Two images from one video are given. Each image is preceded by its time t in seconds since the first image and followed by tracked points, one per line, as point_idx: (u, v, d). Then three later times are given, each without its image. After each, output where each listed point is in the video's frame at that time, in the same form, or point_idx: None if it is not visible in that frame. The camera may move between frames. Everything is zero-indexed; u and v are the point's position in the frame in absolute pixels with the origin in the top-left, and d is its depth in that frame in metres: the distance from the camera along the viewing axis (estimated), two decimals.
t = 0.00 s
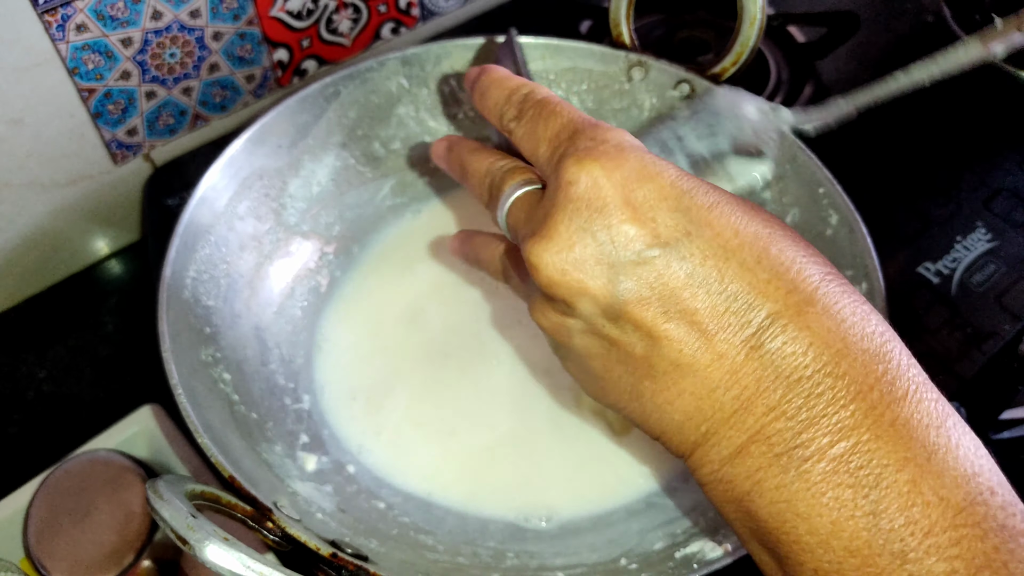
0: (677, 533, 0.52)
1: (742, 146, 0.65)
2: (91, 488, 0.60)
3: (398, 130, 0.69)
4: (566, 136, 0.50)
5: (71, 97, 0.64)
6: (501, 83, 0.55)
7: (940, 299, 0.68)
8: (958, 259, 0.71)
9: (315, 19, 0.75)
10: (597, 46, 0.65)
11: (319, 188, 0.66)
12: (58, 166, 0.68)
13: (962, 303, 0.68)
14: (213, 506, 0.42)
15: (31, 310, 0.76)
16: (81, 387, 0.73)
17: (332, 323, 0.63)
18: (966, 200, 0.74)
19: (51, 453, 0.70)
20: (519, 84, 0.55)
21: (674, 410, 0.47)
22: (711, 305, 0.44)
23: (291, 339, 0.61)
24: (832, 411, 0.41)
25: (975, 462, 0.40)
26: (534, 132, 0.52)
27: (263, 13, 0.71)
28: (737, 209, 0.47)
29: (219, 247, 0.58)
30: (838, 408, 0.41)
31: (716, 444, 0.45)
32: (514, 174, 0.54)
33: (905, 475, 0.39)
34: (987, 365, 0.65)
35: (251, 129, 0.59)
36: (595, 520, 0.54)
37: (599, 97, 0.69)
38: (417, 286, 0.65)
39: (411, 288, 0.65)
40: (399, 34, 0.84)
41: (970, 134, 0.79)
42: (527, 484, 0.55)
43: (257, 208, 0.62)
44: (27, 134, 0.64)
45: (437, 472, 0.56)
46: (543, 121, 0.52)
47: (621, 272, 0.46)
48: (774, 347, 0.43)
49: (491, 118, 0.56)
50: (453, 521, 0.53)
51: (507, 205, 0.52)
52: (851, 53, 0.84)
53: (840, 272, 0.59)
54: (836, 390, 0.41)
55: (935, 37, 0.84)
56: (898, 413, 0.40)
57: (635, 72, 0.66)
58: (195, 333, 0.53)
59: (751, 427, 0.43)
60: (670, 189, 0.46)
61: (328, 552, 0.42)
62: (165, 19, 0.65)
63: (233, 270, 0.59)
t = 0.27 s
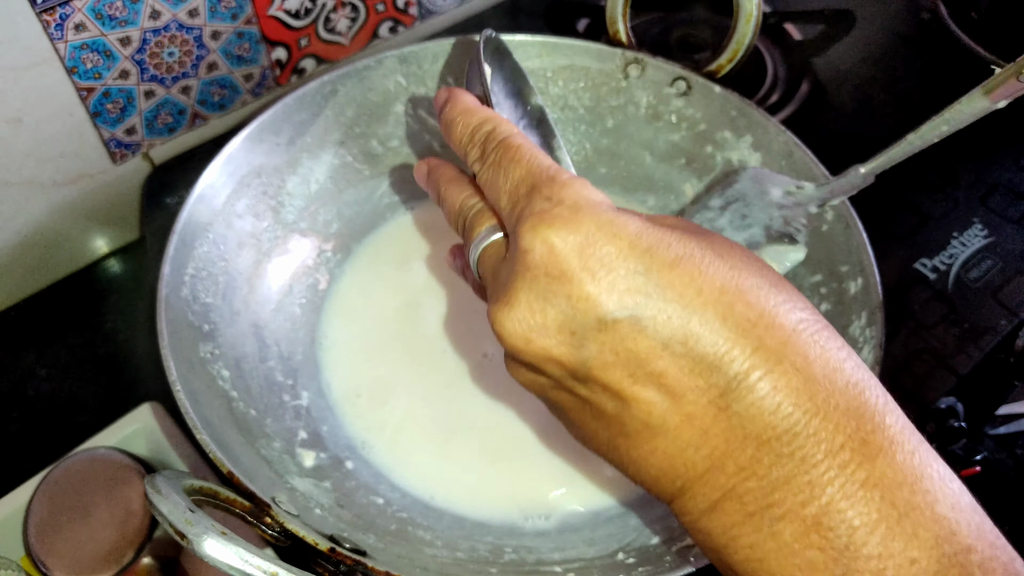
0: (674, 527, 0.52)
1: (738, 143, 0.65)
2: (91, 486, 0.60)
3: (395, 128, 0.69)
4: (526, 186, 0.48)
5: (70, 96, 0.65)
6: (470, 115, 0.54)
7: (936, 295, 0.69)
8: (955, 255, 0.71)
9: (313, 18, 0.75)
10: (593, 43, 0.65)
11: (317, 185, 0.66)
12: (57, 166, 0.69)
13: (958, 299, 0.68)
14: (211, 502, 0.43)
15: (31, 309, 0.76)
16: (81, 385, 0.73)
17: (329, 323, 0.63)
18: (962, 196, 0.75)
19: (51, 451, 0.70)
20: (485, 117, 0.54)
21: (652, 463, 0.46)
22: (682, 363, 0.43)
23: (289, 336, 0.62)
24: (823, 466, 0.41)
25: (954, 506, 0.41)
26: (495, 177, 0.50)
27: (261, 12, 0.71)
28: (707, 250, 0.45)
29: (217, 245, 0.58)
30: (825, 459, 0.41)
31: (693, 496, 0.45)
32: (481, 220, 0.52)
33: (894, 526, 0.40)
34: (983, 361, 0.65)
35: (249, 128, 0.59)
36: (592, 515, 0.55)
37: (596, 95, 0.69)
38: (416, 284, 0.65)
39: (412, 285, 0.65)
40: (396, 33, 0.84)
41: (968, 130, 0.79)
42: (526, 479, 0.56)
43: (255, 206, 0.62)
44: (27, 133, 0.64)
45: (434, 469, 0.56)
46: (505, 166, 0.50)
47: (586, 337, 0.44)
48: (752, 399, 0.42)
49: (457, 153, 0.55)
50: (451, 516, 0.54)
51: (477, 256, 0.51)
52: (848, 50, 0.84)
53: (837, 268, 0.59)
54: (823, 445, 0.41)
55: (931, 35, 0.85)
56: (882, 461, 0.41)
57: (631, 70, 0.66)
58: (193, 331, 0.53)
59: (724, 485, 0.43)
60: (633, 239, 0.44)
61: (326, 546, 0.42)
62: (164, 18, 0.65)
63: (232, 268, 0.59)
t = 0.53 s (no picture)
0: (673, 524, 0.52)
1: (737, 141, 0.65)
2: (91, 484, 0.60)
3: (395, 126, 0.69)
4: (575, 207, 0.46)
5: (69, 95, 0.65)
6: (517, 134, 0.52)
7: (936, 292, 0.69)
8: (955, 252, 0.71)
9: (312, 16, 0.75)
10: (589, 41, 0.66)
11: (316, 183, 0.67)
12: (57, 164, 0.69)
13: (958, 296, 0.68)
14: (211, 498, 0.43)
15: (31, 308, 0.76)
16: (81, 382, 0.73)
17: (329, 319, 0.63)
18: (961, 193, 0.75)
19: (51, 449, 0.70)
20: (534, 137, 0.52)
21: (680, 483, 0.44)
22: (724, 387, 0.42)
23: (288, 334, 0.62)
24: (863, 496, 0.40)
25: (990, 539, 0.41)
26: (545, 196, 0.47)
27: (260, 11, 0.71)
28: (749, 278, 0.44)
29: (216, 243, 0.58)
30: (863, 490, 0.40)
31: (728, 520, 0.44)
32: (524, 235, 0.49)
33: (932, 558, 0.39)
34: (983, 357, 0.65)
35: (248, 126, 0.59)
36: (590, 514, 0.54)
37: (595, 92, 0.69)
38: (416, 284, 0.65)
39: (412, 284, 0.65)
40: (395, 32, 0.84)
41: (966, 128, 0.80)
42: (521, 477, 0.56)
43: (255, 204, 0.62)
44: (26, 131, 0.64)
45: (431, 465, 0.56)
46: (556, 186, 0.47)
47: (629, 355, 0.42)
48: (793, 426, 0.41)
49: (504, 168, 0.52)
50: (450, 513, 0.54)
51: (520, 272, 0.47)
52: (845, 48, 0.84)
53: (835, 265, 0.59)
54: (865, 473, 0.40)
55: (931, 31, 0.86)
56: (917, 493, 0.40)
57: (630, 67, 0.66)
58: (192, 328, 0.53)
59: (761, 510, 0.42)
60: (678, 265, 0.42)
61: (326, 543, 0.42)
62: (163, 16, 0.65)
63: (231, 266, 0.59)
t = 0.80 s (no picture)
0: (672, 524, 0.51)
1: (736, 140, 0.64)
2: (90, 485, 0.60)
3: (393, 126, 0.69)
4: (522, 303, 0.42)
5: (68, 94, 0.65)
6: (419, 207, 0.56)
7: (936, 291, 0.68)
8: (955, 251, 0.71)
9: (311, 15, 0.75)
10: (587, 40, 0.65)
11: (314, 183, 0.66)
12: (56, 164, 0.68)
13: (958, 295, 0.68)
14: (207, 499, 0.43)
15: (30, 307, 0.76)
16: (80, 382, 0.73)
17: (327, 317, 0.63)
18: (961, 192, 0.75)
19: (50, 449, 0.70)
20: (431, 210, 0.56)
21: (609, 540, 0.40)
22: (711, 493, 0.36)
23: (286, 333, 0.62)
24: None
25: None
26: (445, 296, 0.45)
27: (259, 10, 0.71)
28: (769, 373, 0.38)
29: (213, 242, 0.58)
30: None
31: None
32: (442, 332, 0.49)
33: None
34: (983, 357, 0.65)
35: (245, 125, 0.59)
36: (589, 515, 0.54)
37: (594, 92, 0.69)
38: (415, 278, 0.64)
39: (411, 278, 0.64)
40: (395, 31, 0.84)
41: (966, 127, 0.79)
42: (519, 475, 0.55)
43: (252, 203, 0.62)
44: (25, 131, 0.64)
45: (424, 467, 0.56)
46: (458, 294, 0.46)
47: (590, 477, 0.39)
48: (789, 519, 0.35)
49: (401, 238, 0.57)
50: (449, 514, 0.53)
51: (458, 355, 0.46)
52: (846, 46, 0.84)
53: (834, 264, 0.58)
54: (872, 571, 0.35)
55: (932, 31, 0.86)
56: None
57: (629, 66, 0.66)
58: (190, 328, 0.53)
59: None
60: (654, 370, 0.39)
61: (322, 544, 0.42)
62: (161, 16, 0.65)
63: (228, 265, 0.59)
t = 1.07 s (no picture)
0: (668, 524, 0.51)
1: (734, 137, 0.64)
2: (85, 485, 0.60)
3: (388, 124, 0.69)
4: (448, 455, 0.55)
5: (63, 94, 0.64)
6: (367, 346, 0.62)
7: (936, 288, 0.68)
8: (954, 248, 0.71)
9: (307, 13, 0.74)
10: (583, 37, 0.65)
11: (309, 181, 0.66)
12: (52, 163, 0.68)
13: (957, 292, 0.68)
14: (200, 499, 0.42)
15: (26, 308, 0.76)
16: (75, 382, 0.72)
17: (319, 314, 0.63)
18: (960, 189, 0.74)
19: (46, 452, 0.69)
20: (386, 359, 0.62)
21: None
22: None
23: (282, 332, 0.61)
24: None
25: None
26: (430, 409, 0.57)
27: (255, 8, 0.70)
28: (850, 570, 0.37)
29: (208, 242, 0.58)
30: None
31: None
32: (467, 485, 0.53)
33: None
34: (983, 354, 0.65)
35: (239, 123, 0.59)
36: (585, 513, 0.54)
37: (591, 89, 0.69)
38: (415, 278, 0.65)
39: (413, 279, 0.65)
40: (391, 29, 0.84)
41: (963, 123, 0.79)
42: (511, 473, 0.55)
43: (248, 202, 0.61)
44: (19, 130, 0.64)
45: (418, 464, 0.55)
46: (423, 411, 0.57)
47: None
48: None
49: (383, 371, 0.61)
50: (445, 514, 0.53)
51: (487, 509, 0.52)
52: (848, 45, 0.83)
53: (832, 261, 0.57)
54: None
55: (930, 28, 0.87)
56: None
57: (625, 63, 0.66)
58: (184, 328, 0.53)
59: None
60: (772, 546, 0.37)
61: (318, 544, 0.41)
62: (157, 14, 0.65)
63: (223, 265, 0.59)
